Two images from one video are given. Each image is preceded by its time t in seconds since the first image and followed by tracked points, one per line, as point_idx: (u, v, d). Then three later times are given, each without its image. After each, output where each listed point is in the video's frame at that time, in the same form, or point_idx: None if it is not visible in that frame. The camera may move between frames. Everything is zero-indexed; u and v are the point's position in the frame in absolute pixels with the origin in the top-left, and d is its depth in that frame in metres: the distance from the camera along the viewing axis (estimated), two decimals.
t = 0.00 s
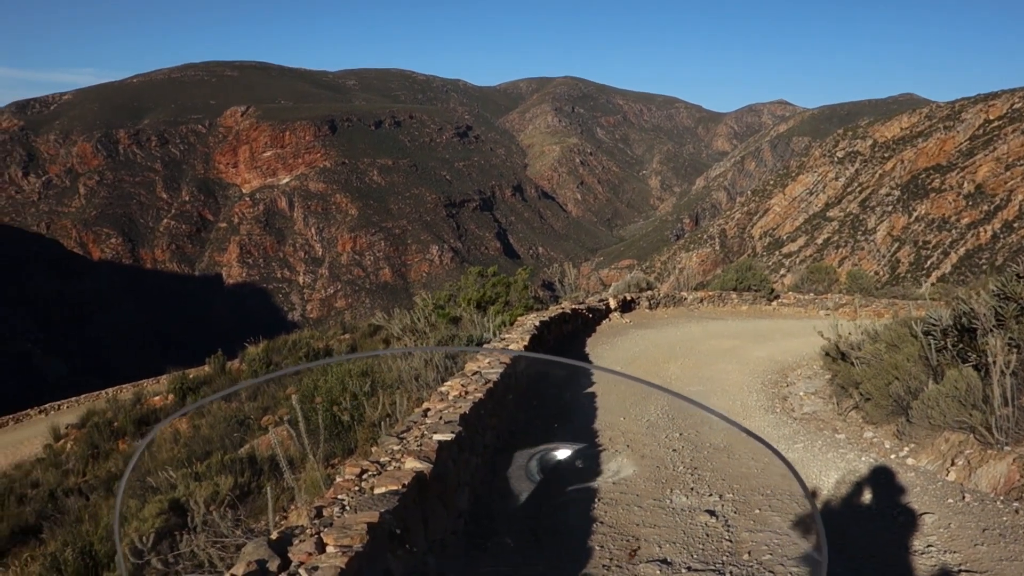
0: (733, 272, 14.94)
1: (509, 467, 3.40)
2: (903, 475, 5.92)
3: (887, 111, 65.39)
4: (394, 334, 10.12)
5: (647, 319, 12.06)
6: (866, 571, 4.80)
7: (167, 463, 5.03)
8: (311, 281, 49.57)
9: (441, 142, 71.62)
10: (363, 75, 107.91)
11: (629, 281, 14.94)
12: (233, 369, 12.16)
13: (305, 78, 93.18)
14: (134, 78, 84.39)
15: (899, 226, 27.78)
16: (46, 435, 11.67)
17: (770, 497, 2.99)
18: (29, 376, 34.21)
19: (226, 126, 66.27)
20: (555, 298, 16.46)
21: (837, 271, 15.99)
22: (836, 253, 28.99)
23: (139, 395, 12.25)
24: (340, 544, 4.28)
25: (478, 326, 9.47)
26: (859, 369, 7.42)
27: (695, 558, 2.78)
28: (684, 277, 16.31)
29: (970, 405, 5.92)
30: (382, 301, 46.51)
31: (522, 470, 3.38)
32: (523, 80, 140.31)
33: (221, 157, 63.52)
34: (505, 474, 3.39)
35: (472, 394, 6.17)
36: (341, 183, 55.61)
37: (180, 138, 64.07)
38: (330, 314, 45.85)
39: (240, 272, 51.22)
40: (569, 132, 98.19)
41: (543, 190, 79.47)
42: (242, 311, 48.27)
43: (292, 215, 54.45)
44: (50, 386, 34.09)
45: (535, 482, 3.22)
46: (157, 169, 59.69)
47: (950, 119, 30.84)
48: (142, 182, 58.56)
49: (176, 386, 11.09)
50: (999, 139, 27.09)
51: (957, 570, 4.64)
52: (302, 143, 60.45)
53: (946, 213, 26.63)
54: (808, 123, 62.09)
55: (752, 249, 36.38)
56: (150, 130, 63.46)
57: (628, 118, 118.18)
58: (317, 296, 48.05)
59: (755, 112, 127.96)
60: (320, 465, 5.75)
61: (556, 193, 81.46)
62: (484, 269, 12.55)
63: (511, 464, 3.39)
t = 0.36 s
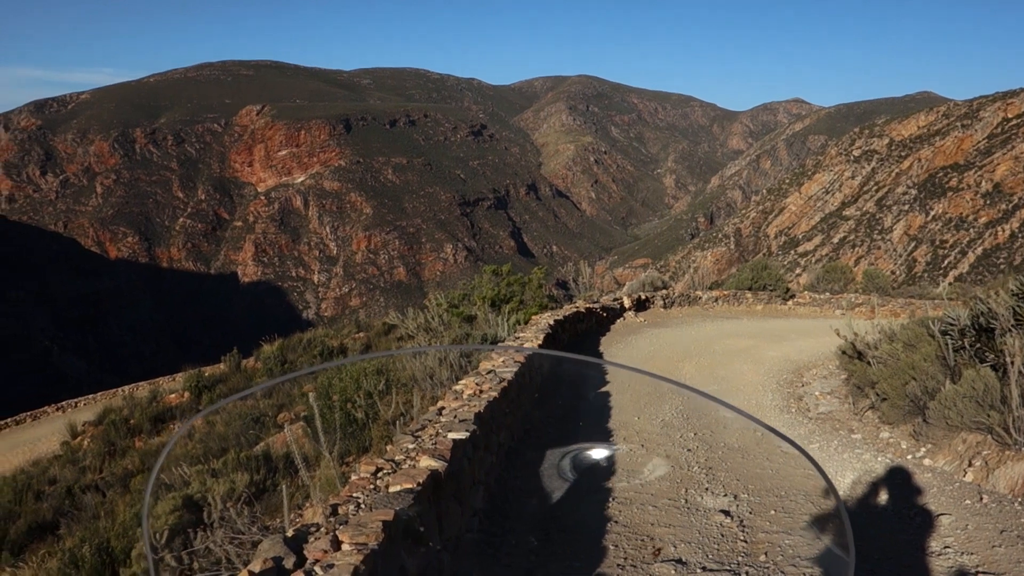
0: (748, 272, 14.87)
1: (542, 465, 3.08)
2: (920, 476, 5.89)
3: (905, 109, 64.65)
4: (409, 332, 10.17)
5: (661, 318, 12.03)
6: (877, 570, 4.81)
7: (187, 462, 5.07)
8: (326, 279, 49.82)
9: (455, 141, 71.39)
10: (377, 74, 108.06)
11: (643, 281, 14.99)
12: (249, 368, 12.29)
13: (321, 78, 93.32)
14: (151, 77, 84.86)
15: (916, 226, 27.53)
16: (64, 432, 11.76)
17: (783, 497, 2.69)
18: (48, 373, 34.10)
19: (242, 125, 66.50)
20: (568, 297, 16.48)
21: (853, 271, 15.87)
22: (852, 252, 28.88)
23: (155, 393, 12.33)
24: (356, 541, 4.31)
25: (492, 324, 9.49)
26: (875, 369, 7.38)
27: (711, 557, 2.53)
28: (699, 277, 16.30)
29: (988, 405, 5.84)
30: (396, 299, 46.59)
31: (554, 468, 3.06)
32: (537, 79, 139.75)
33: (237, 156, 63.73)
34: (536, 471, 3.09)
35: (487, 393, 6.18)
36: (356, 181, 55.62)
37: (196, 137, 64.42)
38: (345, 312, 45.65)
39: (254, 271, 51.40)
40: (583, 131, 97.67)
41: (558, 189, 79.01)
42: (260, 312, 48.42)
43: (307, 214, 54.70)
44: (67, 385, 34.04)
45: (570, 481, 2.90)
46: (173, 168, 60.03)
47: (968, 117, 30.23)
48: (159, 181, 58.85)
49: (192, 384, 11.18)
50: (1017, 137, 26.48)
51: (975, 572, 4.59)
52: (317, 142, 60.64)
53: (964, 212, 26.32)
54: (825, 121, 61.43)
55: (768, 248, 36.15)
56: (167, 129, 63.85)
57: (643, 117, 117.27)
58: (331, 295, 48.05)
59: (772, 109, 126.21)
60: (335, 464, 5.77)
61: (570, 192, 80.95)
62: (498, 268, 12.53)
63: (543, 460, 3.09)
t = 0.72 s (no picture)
0: (762, 272, 14.83)
1: (568, 464, 2.93)
2: (936, 478, 5.86)
3: (922, 109, 63.77)
4: (422, 331, 10.20)
5: (674, 318, 12.00)
6: (890, 571, 4.80)
7: (200, 459, 5.09)
8: (339, 278, 49.94)
9: (469, 140, 71.09)
10: (392, 73, 108.31)
11: (657, 280, 14.97)
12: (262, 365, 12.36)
13: (335, 77, 93.31)
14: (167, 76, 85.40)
15: (932, 226, 27.28)
16: (81, 429, 11.86)
17: (800, 499, 2.65)
18: (54, 370, 33.46)
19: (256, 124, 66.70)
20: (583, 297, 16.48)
21: (868, 271, 15.77)
22: (867, 252, 28.66)
23: (171, 391, 12.42)
24: (370, 540, 4.31)
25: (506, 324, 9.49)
26: (891, 370, 7.34)
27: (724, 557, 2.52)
28: (712, 277, 16.26)
29: (1004, 407, 5.79)
30: (409, 298, 46.61)
31: (579, 468, 2.92)
32: (552, 78, 139.08)
33: (251, 155, 63.82)
34: (561, 470, 2.94)
35: (500, 393, 6.17)
36: (370, 181, 55.67)
37: (211, 136, 64.65)
38: (359, 312, 45.88)
39: (269, 270, 51.62)
40: (597, 130, 96.93)
41: (571, 188, 78.35)
42: (274, 310, 48.46)
43: (321, 213, 54.88)
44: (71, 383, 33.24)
45: (597, 481, 2.74)
46: (188, 167, 60.24)
47: (985, 117, 29.78)
48: (174, 180, 59.18)
49: (206, 382, 11.25)
50: None
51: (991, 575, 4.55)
52: (331, 142, 60.65)
53: (981, 212, 25.98)
54: (841, 121, 60.82)
55: (782, 248, 35.85)
56: (183, 129, 64.11)
57: (656, 115, 116.29)
58: (345, 294, 48.27)
59: (785, 108, 124.42)
60: (348, 463, 5.77)
61: (584, 191, 79.73)
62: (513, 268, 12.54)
63: (568, 458, 2.96)
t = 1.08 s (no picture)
0: (776, 272, 14.79)
1: (596, 464, 3.46)
2: (950, 480, 5.83)
3: (938, 108, 63.11)
4: (436, 329, 10.23)
5: (687, 318, 11.96)
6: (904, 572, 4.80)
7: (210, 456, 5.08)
8: (352, 277, 50.05)
9: (482, 139, 70.78)
10: (405, 73, 108.21)
11: (670, 280, 14.98)
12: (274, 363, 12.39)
13: (350, 77, 93.33)
14: (182, 75, 85.57)
15: (948, 226, 26.99)
16: (95, 426, 11.92)
17: (813, 501, 2.91)
18: (54, 370, 32.62)
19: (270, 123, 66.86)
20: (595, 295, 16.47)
21: (882, 272, 15.68)
22: (881, 253, 28.37)
23: (184, 389, 12.46)
24: (383, 538, 4.29)
25: (518, 323, 9.49)
26: (905, 372, 7.30)
27: (737, 559, 2.71)
28: (725, 277, 16.20)
29: (1020, 409, 5.70)
30: (421, 296, 46.62)
31: (607, 467, 3.45)
32: (565, 77, 138.00)
33: (265, 154, 63.94)
34: (592, 470, 3.47)
35: (513, 391, 6.18)
36: (383, 179, 55.73)
37: (225, 134, 64.89)
38: (371, 310, 46.01)
39: (282, 268, 51.88)
40: (611, 129, 96.09)
41: (584, 188, 77.68)
42: (287, 309, 48.85)
43: (334, 212, 54.99)
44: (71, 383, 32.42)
45: (627, 479, 3.26)
46: (202, 165, 60.48)
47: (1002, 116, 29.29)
48: (188, 178, 59.41)
49: (219, 379, 11.25)
50: None
51: None
52: (344, 140, 60.71)
53: (996, 212, 25.76)
54: (855, 121, 60.26)
55: (796, 249, 35.45)
56: (197, 127, 64.34)
57: (670, 115, 115.27)
58: (357, 292, 48.38)
59: (798, 107, 122.67)
60: (360, 460, 5.73)
61: (596, 190, 79.19)
62: (525, 267, 12.56)
63: (598, 459, 3.49)
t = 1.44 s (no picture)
0: (788, 272, 14.72)
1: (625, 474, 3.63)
2: (963, 482, 5.79)
3: (953, 108, 62.40)
4: (446, 326, 10.25)
5: (698, 318, 11.94)
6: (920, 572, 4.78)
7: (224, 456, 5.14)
8: (363, 274, 50.17)
9: (494, 137, 70.47)
10: (417, 70, 107.99)
11: (681, 280, 14.98)
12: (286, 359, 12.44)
13: (362, 75, 93.42)
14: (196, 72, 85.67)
15: (961, 227, 26.56)
16: (108, 420, 11.98)
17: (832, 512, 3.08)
18: (54, 371, 32.20)
19: (283, 120, 66.98)
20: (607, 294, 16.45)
21: (896, 272, 15.56)
22: (894, 253, 27.94)
23: (197, 384, 12.50)
24: (397, 534, 4.29)
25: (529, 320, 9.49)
26: (918, 373, 7.25)
27: None
28: (737, 276, 16.14)
29: None
30: (433, 294, 46.55)
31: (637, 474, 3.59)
32: (577, 75, 137.04)
33: (278, 151, 64.06)
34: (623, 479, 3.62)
35: (525, 390, 6.21)
36: (395, 177, 55.71)
37: (238, 131, 65.12)
38: (382, 307, 46.25)
39: (294, 265, 52.17)
40: (623, 128, 94.90)
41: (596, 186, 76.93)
42: (298, 305, 49.12)
43: (346, 209, 55.02)
44: (73, 384, 32.05)
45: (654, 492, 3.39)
46: (215, 162, 60.70)
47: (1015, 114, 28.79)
48: (201, 175, 59.55)
49: (231, 375, 11.27)
50: None
51: None
52: (357, 138, 60.70)
53: (1010, 213, 25.19)
54: (868, 121, 59.63)
55: (808, 248, 34.97)
56: (210, 124, 64.56)
57: (683, 114, 114.10)
58: (369, 290, 48.49)
59: (812, 106, 120.87)
60: (372, 455, 5.73)
61: (609, 189, 78.37)
62: (536, 266, 12.58)
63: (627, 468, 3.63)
